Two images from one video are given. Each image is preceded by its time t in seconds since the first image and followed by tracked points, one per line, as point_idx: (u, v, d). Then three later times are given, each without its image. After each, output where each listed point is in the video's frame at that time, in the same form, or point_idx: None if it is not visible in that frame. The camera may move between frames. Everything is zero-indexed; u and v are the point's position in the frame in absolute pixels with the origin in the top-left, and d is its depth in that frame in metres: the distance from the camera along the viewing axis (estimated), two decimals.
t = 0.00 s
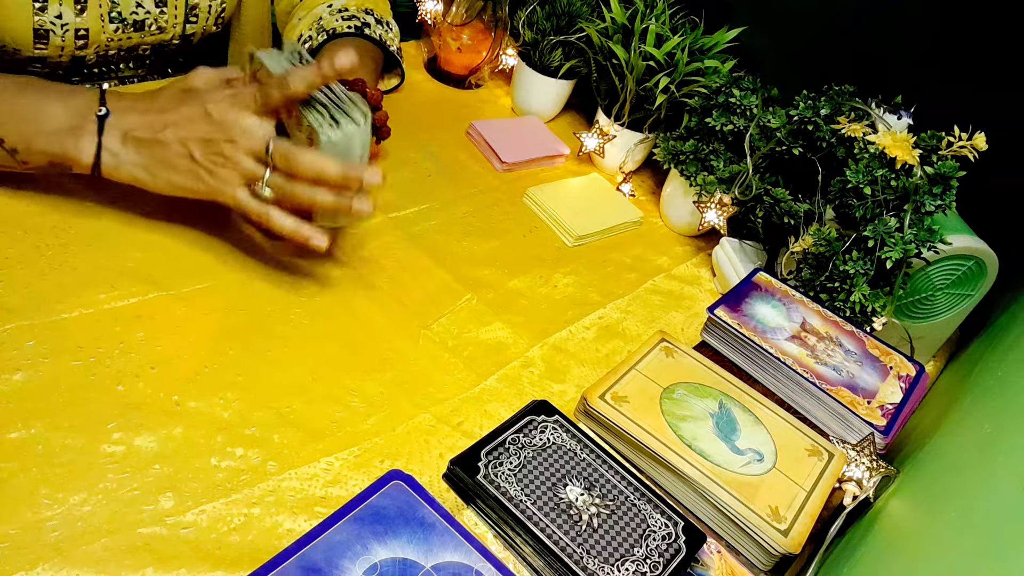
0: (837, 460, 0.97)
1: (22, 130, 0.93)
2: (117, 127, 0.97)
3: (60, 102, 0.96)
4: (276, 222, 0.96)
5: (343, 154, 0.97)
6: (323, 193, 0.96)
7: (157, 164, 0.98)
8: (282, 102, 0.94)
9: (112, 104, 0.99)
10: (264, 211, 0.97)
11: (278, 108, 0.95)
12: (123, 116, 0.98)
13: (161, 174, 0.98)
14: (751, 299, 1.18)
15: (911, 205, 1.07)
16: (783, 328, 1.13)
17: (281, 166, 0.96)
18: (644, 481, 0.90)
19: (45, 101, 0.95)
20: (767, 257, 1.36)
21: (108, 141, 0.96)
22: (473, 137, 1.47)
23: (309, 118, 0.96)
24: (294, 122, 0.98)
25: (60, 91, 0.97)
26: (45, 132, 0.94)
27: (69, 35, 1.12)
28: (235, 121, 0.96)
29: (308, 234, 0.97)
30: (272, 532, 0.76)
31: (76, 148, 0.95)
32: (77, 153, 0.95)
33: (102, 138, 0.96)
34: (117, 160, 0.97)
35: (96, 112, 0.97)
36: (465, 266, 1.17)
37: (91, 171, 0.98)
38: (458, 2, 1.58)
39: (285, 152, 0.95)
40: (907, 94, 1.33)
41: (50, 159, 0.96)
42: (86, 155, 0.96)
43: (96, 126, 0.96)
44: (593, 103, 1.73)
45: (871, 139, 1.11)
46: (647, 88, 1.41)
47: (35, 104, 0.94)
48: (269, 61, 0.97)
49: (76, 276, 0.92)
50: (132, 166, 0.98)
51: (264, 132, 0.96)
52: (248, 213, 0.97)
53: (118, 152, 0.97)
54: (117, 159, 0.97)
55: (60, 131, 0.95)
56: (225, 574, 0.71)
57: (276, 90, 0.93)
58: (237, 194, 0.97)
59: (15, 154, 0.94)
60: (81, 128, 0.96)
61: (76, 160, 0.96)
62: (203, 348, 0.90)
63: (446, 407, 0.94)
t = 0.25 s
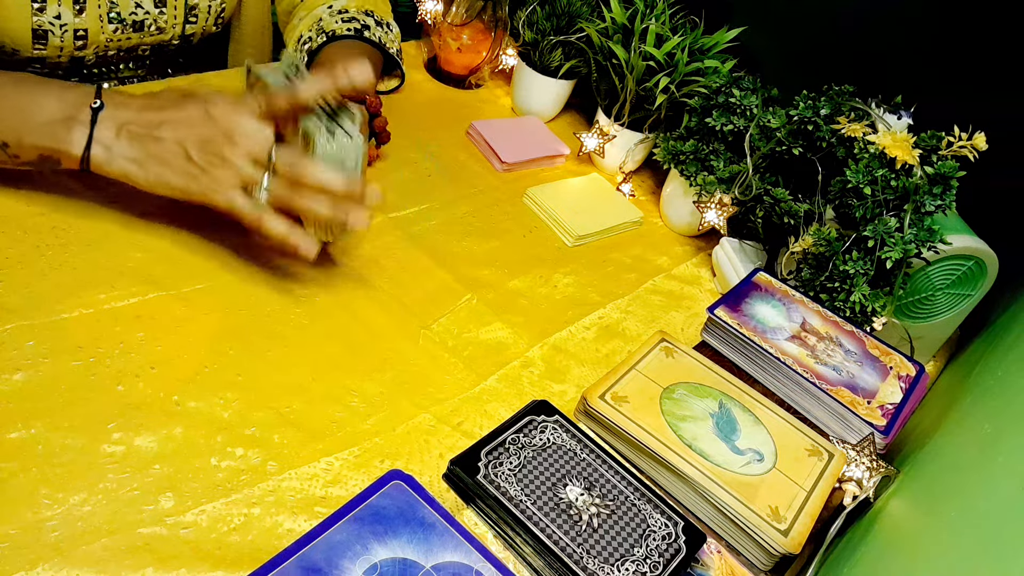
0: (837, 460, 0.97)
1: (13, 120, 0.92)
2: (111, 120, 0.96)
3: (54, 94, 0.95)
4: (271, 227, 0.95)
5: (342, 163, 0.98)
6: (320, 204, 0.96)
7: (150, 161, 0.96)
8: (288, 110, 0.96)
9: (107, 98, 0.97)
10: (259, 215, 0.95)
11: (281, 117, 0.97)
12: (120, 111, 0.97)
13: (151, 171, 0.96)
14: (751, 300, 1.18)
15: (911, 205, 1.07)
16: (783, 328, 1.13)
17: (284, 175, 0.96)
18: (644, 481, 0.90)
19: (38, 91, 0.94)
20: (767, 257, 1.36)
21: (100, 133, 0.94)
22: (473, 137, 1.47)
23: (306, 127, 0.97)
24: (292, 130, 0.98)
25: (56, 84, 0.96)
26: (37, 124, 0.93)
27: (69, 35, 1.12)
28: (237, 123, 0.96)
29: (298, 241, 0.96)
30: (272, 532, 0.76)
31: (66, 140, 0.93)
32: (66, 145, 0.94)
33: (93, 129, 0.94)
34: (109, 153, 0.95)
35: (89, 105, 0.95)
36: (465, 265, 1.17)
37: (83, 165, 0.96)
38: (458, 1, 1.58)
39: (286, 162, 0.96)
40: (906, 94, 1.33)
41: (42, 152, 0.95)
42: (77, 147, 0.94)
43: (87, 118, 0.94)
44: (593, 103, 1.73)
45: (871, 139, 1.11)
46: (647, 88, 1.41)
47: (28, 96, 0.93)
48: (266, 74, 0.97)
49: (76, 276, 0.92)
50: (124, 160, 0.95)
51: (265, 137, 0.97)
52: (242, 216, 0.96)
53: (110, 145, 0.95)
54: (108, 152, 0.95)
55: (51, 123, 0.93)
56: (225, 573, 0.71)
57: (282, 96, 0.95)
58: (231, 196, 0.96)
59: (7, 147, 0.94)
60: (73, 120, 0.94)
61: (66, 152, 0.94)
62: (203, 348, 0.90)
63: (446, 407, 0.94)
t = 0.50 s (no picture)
0: (837, 460, 0.97)
1: (13, 123, 0.93)
2: (111, 125, 0.97)
3: (55, 100, 0.96)
4: (269, 229, 0.95)
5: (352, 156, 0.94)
6: (321, 195, 0.91)
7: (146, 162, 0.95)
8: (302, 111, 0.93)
9: (108, 103, 0.98)
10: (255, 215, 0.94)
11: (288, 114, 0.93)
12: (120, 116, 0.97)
13: (148, 170, 0.95)
14: (751, 300, 1.18)
15: (911, 205, 1.07)
16: (783, 328, 1.13)
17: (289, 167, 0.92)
18: (644, 481, 0.90)
19: (40, 96, 0.96)
20: (767, 257, 1.36)
21: (100, 136, 0.95)
22: (473, 137, 1.47)
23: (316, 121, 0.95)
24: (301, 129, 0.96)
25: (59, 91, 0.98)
26: (37, 128, 0.94)
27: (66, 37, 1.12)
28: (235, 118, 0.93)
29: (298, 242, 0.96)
30: (272, 532, 0.76)
31: (65, 144, 0.94)
32: (65, 148, 0.94)
33: (93, 133, 0.95)
34: (106, 155, 0.95)
35: (90, 109, 0.97)
36: (464, 265, 1.17)
37: (81, 169, 0.96)
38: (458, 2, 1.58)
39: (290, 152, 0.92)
40: (906, 93, 1.33)
41: (40, 157, 0.95)
42: (76, 150, 0.95)
43: (88, 122, 0.95)
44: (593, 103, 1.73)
45: (871, 139, 1.11)
46: (647, 88, 1.41)
47: (29, 102, 0.95)
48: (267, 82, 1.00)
49: (76, 276, 0.92)
50: (121, 161, 0.95)
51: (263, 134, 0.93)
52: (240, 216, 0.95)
53: (107, 148, 0.95)
54: (105, 155, 0.95)
55: (50, 127, 0.94)
56: (225, 573, 0.71)
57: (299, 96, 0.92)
58: (229, 195, 0.94)
59: (5, 151, 0.94)
60: (73, 125, 0.95)
61: (65, 156, 0.95)
62: (203, 348, 0.90)
63: (446, 407, 0.94)
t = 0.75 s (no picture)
0: (837, 460, 0.97)
1: (18, 121, 0.92)
2: (117, 121, 0.96)
3: (59, 96, 0.94)
4: (277, 230, 0.98)
5: (353, 168, 0.95)
6: (328, 211, 0.95)
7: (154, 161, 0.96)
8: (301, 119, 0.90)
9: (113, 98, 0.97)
10: (265, 220, 0.97)
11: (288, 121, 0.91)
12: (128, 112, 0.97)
13: (156, 171, 0.96)
14: (752, 300, 1.18)
15: (911, 205, 1.07)
16: (783, 328, 1.13)
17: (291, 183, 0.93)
18: (644, 481, 0.90)
19: (44, 91, 0.94)
20: (767, 257, 1.36)
21: (106, 134, 0.95)
22: (473, 137, 1.47)
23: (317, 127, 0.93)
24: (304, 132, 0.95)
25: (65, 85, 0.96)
26: (43, 125, 0.93)
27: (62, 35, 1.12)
28: (240, 126, 0.92)
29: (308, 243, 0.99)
30: (272, 532, 0.76)
31: (72, 142, 0.94)
32: (72, 146, 0.94)
33: (99, 130, 0.94)
34: (113, 153, 0.95)
35: (95, 105, 0.95)
36: (464, 265, 1.17)
37: (87, 165, 0.96)
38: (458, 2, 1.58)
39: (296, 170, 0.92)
40: (907, 93, 1.33)
41: (47, 153, 0.95)
42: (82, 148, 0.94)
43: (93, 119, 0.94)
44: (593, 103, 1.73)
45: (871, 139, 1.11)
46: (647, 88, 1.41)
47: (34, 97, 0.93)
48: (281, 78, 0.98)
49: (76, 276, 0.92)
50: (128, 159, 0.96)
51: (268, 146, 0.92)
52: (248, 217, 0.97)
53: (114, 146, 0.95)
54: (112, 153, 0.95)
55: (55, 124, 0.93)
56: (225, 573, 0.71)
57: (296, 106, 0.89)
58: (237, 200, 0.96)
59: (10, 147, 0.94)
60: (79, 123, 0.94)
61: (71, 153, 0.95)
62: (203, 348, 0.90)
63: (446, 407, 0.94)
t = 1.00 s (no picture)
0: (837, 460, 0.97)
1: None
2: (97, 108, 0.93)
3: (37, 84, 0.92)
4: (266, 219, 0.98)
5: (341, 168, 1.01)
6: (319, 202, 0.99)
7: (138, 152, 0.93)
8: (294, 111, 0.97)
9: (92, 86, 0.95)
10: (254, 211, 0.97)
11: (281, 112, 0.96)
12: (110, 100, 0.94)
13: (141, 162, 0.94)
14: (751, 300, 1.18)
15: (911, 205, 1.07)
16: (783, 328, 1.13)
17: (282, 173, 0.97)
18: (644, 481, 0.90)
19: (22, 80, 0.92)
20: (767, 257, 1.36)
21: (84, 122, 0.92)
22: (473, 137, 1.47)
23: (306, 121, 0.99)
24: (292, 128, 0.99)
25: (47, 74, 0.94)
26: (18, 114, 0.91)
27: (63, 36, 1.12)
28: (232, 118, 0.93)
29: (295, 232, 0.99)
30: (272, 532, 0.76)
31: (48, 130, 0.91)
32: (48, 134, 0.91)
33: (77, 118, 0.92)
34: (94, 143, 0.93)
35: (72, 92, 0.93)
36: (464, 265, 1.17)
37: (66, 155, 0.94)
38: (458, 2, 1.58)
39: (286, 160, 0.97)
40: (907, 93, 1.33)
41: (25, 143, 0.93)
42: (59, 136, 0.92)
43: (70, 108, 0.92)
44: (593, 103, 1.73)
45: (871, 139, 1.11)
46: (647, 88, 1.41)
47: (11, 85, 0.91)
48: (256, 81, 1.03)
49: (76, 276, 0.92)
50: (109, 150, 0.93)
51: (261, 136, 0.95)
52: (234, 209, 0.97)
53: (94, 134, 0.92)
54: (92, 142, 0.93)
55: (32, 112, 0.91)
56: (225, 573, 0.71)
57: (291, 99, 0.96)
58: (225, 190, 0.95)
59: None
60: (56, 111, 0.92)
61: (48, 142, 0.92)
62: (203, 348, 0.90)
63: (446, 407, 0.94)
